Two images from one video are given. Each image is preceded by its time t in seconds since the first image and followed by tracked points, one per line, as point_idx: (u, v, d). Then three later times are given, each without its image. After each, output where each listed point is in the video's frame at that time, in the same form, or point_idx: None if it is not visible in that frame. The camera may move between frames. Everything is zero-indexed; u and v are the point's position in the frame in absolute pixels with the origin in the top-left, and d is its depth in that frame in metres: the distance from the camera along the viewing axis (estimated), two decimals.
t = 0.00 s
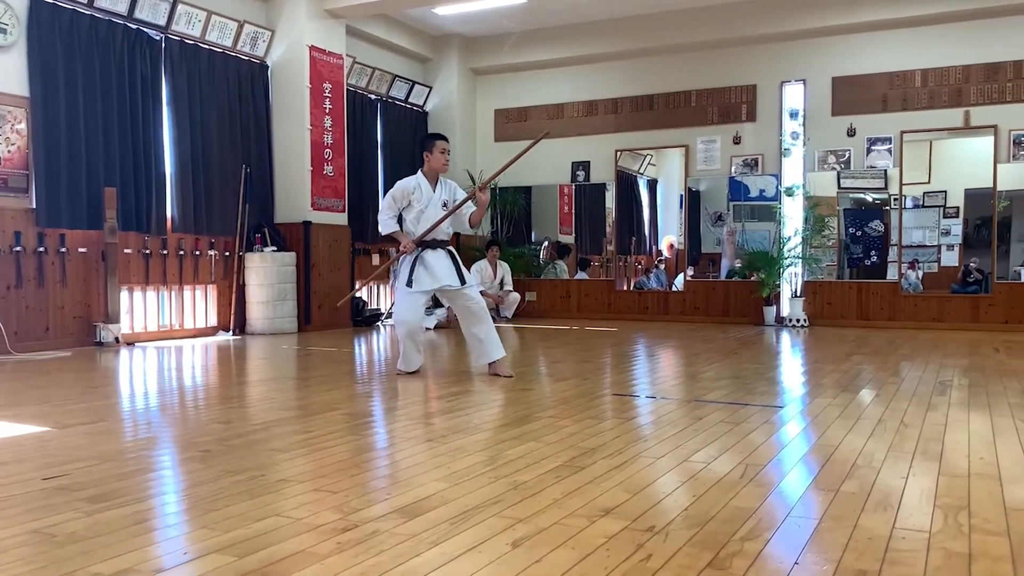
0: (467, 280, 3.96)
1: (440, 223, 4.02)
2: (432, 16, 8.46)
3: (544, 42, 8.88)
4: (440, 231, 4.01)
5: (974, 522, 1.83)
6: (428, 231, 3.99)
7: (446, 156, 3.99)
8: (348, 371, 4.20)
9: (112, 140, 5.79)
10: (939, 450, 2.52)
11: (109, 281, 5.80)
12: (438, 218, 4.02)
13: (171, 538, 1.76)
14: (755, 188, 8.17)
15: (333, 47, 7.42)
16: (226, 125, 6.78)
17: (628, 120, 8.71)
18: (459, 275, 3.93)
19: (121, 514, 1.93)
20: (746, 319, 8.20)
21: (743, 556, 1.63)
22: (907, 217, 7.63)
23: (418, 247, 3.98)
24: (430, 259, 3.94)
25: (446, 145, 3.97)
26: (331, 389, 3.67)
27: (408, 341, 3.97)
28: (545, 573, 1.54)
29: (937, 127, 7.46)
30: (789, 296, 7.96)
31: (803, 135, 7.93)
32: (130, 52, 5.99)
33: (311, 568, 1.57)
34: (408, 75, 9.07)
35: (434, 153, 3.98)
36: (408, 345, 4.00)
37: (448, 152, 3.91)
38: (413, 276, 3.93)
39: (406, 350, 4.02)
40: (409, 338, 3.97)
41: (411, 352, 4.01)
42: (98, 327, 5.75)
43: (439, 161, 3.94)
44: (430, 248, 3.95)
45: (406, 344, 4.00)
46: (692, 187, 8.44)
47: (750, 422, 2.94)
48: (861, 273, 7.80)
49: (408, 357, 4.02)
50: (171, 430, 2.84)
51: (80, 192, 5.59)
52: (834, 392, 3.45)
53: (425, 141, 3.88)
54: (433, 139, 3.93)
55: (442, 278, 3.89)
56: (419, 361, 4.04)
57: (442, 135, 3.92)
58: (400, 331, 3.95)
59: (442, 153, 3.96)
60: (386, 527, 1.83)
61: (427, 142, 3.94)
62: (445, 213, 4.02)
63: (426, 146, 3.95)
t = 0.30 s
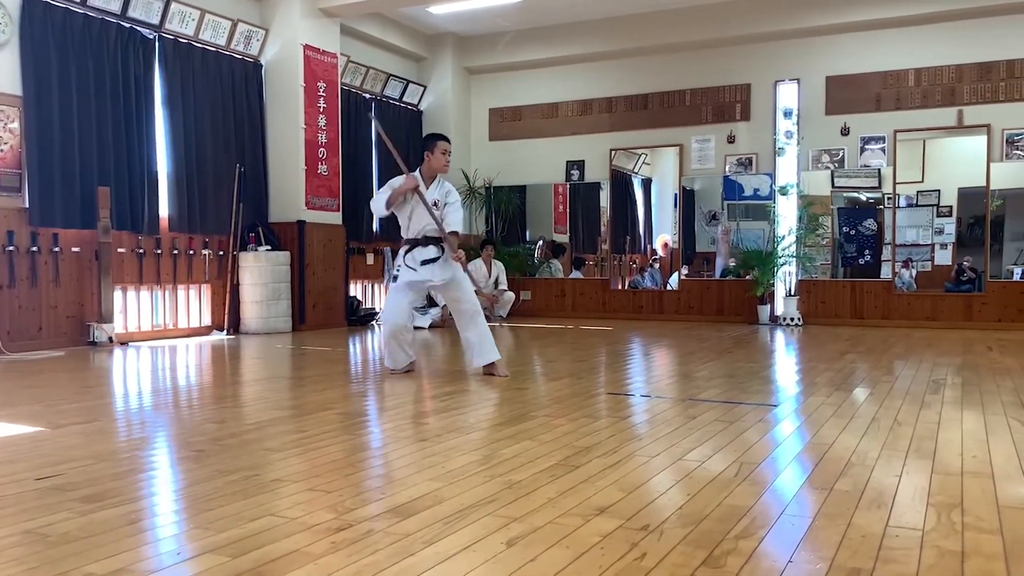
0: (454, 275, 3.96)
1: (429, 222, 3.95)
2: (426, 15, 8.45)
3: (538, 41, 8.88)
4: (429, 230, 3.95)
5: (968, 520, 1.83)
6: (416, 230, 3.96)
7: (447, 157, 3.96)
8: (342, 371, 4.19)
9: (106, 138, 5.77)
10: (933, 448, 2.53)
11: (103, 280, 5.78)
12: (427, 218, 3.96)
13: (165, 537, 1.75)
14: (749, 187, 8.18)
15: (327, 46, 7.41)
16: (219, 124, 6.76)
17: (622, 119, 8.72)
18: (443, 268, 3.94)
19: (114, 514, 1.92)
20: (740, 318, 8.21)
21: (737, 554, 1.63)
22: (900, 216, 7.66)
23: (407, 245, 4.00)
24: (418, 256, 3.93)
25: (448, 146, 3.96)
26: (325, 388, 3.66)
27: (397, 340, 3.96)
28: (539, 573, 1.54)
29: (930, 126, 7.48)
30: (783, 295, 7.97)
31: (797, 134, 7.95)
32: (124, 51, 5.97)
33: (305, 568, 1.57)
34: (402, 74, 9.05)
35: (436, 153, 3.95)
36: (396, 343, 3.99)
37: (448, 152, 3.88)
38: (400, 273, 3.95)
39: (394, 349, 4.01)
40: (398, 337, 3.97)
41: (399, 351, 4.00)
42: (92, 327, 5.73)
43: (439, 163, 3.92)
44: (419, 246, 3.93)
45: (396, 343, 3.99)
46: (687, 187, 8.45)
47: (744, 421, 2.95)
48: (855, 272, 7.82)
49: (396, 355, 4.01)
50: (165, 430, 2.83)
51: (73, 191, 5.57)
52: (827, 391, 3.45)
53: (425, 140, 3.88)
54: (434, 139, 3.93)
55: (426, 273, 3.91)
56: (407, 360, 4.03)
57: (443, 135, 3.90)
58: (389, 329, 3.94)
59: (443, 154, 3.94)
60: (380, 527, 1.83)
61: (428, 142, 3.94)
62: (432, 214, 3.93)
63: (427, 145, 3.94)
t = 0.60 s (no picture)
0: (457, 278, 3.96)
1: (429, 222, 3.95)
2: (422, 15, 8.44)
3: (535, 41, 8.88)
4: (429, 229, 3.96)
5: (964, 519, 1.84)
6: (416, 230, 3.96)
7: (448, 156, 3.96)
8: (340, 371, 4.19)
9: (101, 139, 5.76)
10: (928, 447, 2.53)
11: (99, 281, 5.78)
12: (427, 216, 3.95)
13: (162, 538, 1.75)
14: (746, 187, 8.19)
15: (323, 46, 7.40)
16: (215, 124, 6.75)
17: (619, 119, 8.72)
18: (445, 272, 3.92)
19: (112, 514, 1.92)
20: (737, 318, 8.22)
21: (734, 554, 1.63)
22: (896, 216, 7.68)
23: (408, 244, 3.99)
24: (419, 257, 3.93)
25: (449, 146, 3.96)
26: (322, 388, 3.66)
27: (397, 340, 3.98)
28: (536, 573, 1.54)
29: (926, 126, 7.49)
30: (779, 295, 7.98)
31: (794, 134, 7.96)
32: (120, 50, 5.96)
33: (303, 568, 1.57)
34: (398, 74, 9.04)
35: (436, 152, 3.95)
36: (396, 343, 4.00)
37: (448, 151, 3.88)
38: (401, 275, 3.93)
39: (393, 349, 4.02)
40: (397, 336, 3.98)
41: (397, 351, 4.00)
42: (88, 327, 5.73)
43: (440, 160, 3.92)
44: (419, 246, 3.93)
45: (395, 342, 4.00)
46: (683, 186, 8.45)
47: (740, 421, 2.95)
48: (851, 271, 7.83)
49: (394, 355, 4.01)
50: (162, 430, 2.83)
51: (69, 191, 5.55)
52: (824, 391, 3.46)
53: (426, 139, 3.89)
54: (434, 139, 3.93)
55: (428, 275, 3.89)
56: (406, 360, 4.02)
57: (444, 134, 3.90)
58: (389, 328, 3.95)
59: (444, 152, 3.93)
60: (377, 527, 1.83)
61: (429, 140, 3.94)
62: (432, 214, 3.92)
63: (428, 145, 3.95)
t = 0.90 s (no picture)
0: (478, 284, 3.80)
1: (453, 226, 3.81)
2: (417, 15, 8.44)
3: (530, 41, 8.88)
4: (453, 233, 3.81)
5: (956, 518, 1.85)
6: (439, 233, 3.83)
7: (468, 160, 3.83)
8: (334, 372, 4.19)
9: (94, 139, 5.74)
10: (921, 447, 2.54)
11: (92, 282, 5.77)
12: (449, 221, 3.81)
13: (156, 539, 1.75)
14: (740, 187, 8.20)
15: (318, 46, 7.39)
16: (209, 125, 6.74)
17: (613, 119, 8.73)
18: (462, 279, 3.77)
19: (105, 515, 1.92)
20: (731, 318, 8.24)
21: (727, 554, 1.63)
22: (890, 216, 7.69)
23: (430, 247, 3.87)
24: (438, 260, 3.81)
25: (469, 149, 3.83)
26: (316, 389, 3.66)
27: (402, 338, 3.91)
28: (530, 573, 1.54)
29: (920, 126, 7.51)
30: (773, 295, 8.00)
31: (788, 134, 7.98)
32: (113, 50, 5.94)
33: (297, 569, 1.57)
34: (393, 74, 9.03)
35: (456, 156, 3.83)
36: (403, 340, 3.93)
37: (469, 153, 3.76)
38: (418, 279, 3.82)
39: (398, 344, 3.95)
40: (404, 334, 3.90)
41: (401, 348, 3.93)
42: (81, 328, 5.71)
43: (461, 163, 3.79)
44: (440, 250, 3.81)
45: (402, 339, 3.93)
46: (678, 187, 8.46)
47: (734, 420, 2.95)
48: (845, 271, 7.85)
49: (398, 352, 3.95)
50: (156, 431, 2.83)
51: (62, 192, 5.54)
52: (819, 391, 3.46)
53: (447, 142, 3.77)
54: (455, 142, 3.81)
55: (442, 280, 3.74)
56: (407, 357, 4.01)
57: (463, 138, 3.78)
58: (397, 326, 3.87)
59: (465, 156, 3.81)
60: (371, 527, 1.83)
61: (448, 143, 3.82)
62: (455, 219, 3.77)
63: (448, 148, 3.83)
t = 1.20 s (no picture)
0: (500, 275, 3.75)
1: (472, 219, 3.78)
2: (408, 15, 8.43)
3: (522, 41, 8.88)
4: (472, 226, 3.78)
5: (943, 517, 1.85)
6: (459, 225, 3.80)
7: (488, 150, 3.77)
8: (325, 372, 4.18)
9: (83, 139, 5.72)
10: (910, 446, 2.55)
11: (82, 282, 5.75)
12: (469, 214, 3.78)
13: (145, 540, 1.75)
14: (730, 188, 8.22)
15: (308, 46, 7.38)
16: (199, 124, 6.73)
17: (604, 120, 8.74)
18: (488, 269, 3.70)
19: (93, 517, 1.91)
20: (721, 318, 8.25)
21: (716, 554, 1.64)
22: (880, 216, 7.72)
23: (451, 240, 3.83)
24: (460, 253, 3.76)
25: (490, 139, 3.77)
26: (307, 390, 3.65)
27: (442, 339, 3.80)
28: (519, 573, 1.55)
29: (910, 127, 7.54)
30: (764, 295, 8.03)
31: (778, 134, 7.99)
32: (102, 50, 5.93)
33: (285, 571, 1.57)
34: (384, 74, 9.04)
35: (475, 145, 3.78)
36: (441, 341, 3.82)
37: (487, 143, 3.70)
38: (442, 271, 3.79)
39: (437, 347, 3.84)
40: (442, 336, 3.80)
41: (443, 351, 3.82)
42: (71, 330, 5.69)
43: (479, 154, 3.74)
44: (461, 243, 3.77)
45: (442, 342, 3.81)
46: (669, 187, 8.47)
47: (724, 420, 2.96)
48: (836, 271, 7.88)
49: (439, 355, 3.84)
50: (145, 432, 2.83)
51: (52, 191, 5.52)
52: (808, 390, 3.47)
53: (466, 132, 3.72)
54: (474, 131, 3.76)
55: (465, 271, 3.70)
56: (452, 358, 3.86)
57: (483, 127, 3.73)
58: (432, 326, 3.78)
59: (483, 145, 3.75)
60: (360, 528, 1.82)
61: (468, 133, 3.77)
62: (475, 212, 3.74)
63: (467, 138, 3.78)
